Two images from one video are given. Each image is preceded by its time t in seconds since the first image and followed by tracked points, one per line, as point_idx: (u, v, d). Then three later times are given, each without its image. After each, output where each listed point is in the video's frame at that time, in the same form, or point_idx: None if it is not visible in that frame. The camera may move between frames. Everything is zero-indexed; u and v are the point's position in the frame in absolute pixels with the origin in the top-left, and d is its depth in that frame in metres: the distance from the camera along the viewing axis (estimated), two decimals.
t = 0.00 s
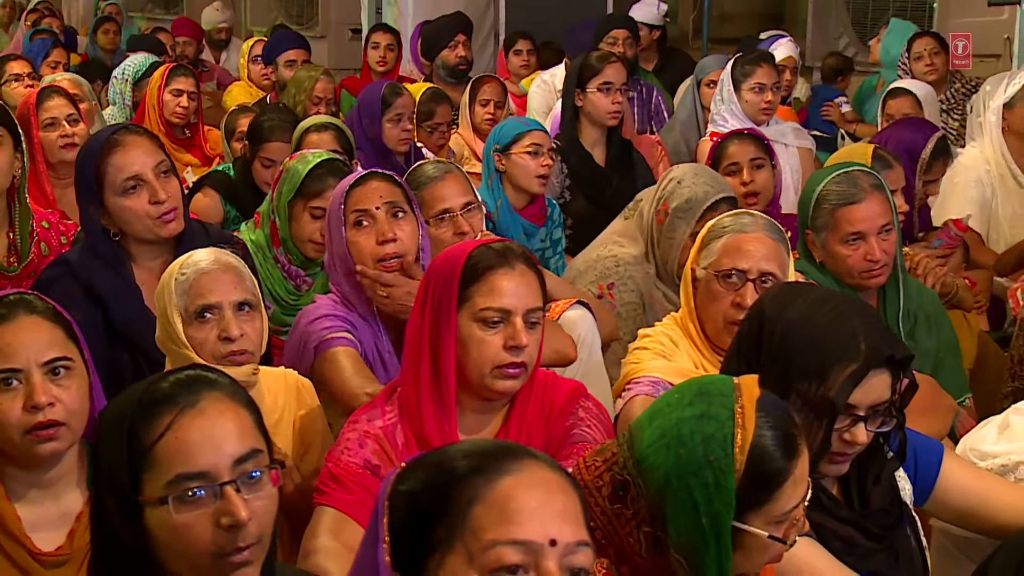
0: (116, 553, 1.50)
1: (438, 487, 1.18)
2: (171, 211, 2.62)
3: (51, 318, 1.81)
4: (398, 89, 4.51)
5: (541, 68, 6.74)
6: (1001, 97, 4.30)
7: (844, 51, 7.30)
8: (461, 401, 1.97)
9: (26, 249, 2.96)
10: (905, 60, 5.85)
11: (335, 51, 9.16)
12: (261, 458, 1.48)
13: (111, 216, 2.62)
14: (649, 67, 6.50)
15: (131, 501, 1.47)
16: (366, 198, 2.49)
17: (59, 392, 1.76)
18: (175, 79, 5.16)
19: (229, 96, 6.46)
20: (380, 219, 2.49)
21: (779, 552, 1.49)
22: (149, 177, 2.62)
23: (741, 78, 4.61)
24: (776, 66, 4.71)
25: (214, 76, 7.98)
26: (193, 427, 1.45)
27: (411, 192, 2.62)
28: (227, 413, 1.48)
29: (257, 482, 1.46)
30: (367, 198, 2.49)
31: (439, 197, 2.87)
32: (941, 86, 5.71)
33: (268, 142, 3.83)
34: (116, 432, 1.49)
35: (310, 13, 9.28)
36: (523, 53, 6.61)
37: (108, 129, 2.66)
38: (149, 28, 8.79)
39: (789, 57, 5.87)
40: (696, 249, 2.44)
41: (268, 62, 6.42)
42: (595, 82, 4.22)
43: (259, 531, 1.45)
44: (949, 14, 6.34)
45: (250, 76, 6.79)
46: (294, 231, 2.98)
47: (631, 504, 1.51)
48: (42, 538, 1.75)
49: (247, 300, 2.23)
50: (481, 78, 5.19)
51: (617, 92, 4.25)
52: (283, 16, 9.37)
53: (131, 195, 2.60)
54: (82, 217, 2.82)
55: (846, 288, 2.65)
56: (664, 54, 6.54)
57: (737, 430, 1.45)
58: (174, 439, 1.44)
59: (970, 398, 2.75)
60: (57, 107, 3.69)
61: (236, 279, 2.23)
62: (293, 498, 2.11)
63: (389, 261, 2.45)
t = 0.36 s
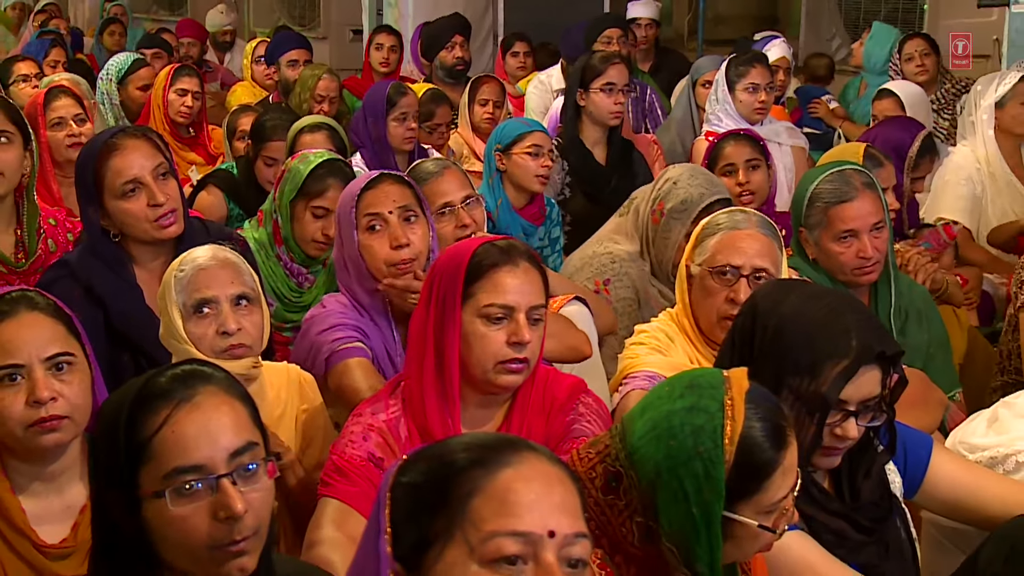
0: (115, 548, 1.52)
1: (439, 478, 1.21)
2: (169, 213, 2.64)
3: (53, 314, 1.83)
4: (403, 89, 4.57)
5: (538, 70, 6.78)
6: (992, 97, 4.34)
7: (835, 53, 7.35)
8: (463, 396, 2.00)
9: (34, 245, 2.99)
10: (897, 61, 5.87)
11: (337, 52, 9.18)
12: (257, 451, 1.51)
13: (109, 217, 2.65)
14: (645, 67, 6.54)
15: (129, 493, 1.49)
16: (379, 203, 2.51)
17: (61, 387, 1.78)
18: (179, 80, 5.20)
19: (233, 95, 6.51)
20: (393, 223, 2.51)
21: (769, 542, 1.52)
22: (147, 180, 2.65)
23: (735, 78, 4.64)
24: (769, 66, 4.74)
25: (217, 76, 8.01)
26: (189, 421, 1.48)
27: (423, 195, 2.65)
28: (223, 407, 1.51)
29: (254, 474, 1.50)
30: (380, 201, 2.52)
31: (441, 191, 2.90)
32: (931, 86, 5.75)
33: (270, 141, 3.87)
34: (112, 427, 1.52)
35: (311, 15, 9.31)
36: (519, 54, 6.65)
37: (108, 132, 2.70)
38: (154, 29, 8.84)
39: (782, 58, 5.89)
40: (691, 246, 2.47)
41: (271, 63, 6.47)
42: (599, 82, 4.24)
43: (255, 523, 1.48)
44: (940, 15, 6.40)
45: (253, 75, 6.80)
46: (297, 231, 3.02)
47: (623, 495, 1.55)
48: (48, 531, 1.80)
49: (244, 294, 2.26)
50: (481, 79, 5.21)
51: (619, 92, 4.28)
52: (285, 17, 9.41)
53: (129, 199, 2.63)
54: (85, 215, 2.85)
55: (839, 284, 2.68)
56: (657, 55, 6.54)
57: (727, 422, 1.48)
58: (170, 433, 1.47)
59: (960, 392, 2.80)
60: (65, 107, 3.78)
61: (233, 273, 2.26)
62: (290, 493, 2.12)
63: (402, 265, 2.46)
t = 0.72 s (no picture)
0: (129, 532, 1.57)
1: (438, 468, 1.22)
2: (180, 209, 2.69)
3: (58, 308, 1.85)
4: (410, 89, 4.56)
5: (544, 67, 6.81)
6: (981, 93, 4.52)
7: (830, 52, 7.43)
8: (466, 388, 2.04)
9: (47, 245, 3.07)
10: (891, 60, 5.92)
11: (341, 51, 9.22)
12: (271, 441, 1.55)
13: (122, 212, 2.69)
14: (643, 66, 6.59)
15: (145, 482, 1.53)
16: (405, 198, 2.52)
17: (67, 379, 1.81)
18: (186, 77, 5.21)
19: (239, 94, 6.57)
20: (418, 220, 2.52)
21: (763, 533, 1.56)
22: (158, 176, 2.70)
23: (730, 77, 4.67)
24: (765, 66, 4.76)
25: (223, 74, 8.02)
26: (205, 412, 1.51)
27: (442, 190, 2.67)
28: (238, 398, 1.54)
29: (269, 463, 1.53)
30: (405, 197, 2.53)
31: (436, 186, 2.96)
32: (924, 85, 5.76)
33: (274, 139, 3.92)
34: (127, 417, 1.55)
35: (316, 14, 9.35)
36: (526, 52, 6.68)
37: (118, 130, 2.74)
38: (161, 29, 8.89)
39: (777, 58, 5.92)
40: (689, 243, 2.50)
41: (276, 61, 6.52)
42: (602, 82, 4.29)
43: (270, 510, 1.52)
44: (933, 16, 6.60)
45: (260, 75, 6.73)
46: (302, 227, 3.06)
47: (620, 486, 1.58)
48: (56, 521, 1.82)
49: (243, 286, 2.29)
50: (483, 77, 5.25)
51: (622, 93, 4.33)
52: (290, 17, 9.45)
53: (141, 193, 2.68)
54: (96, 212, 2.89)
55: (834, 280, 2.72)
56: (658, 54, 6.60)
57: (722, 415, 1.51)
58: (187, 423, 1.50)
59: (952, 385, 2.82)
60: (74, 106, 3.82)
61: (233, 266, 2.30)
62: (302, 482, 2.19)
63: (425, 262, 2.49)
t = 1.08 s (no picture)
0: (148, 525, 1.56)
1: (442, 460, 1.26)
2: (193, 203, 2.74)
3: (69, 304, 1.89)
4: (413, 89, 4.60)
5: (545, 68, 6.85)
6: (969, 94, 4.59)
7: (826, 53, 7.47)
8: (466, 383, 2.07)
9: (56, 242, 3.13)
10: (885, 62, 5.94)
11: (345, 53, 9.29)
12: (292, 434, 1.59)
13: (136, 208, 2.72)
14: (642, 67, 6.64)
15: (169, 472, 1.53)
16: (421, 191, 2.58)
17: (78, 373, 1.84)
18: (193, 78, 5.34)
19: (245, 95, 6.68)
20: (432, 213, 2.58)
21: (761, 526, 1.60)
22: (172, 170, 2.74)
23: (729, 78, 4.70)
24: (762, 66, 4.79)
25: (230, 75, 8.04)
26: (230, 403, 1.54)
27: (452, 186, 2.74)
28: (260, 391, 1.58)
29: (290, 455, 1.57)
30: (418, 190, 2.59)
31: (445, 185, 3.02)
32: (918, 86, 5.81)
33: (280, 138, 3.95)
34: (150, 408, 1.56)
35: (321, 16, 9.42)
36: (528, 52, 6.73)
37: (134, 125, 2.78)
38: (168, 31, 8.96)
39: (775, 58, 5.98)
40: (687, 241, 2.54)
41: (282, 62, 6.57)
42: (598, 83, 4.30)
43: (291, 501, 1.56)
44: (927, 19, 6.80)
45: (266, 76, 6.84)
46: (307, 225, 3.10)
47: (621, 478, 1.62)
48: (66, 513, 1.88)
49: (243, 281, 2.32)
50: (484, 78, 5.28)
51: (618, 93, 4.35)
52: (295, 19, 9.52)
53: (156, 187, 2.72)
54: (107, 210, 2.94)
55: (830, 277, 2.75)
56: (655, 56, 6.63)
57: (720, 409, 1.55)
58: (212, 415, 1.53)
59: (946, 380, 2.86)
60: (83, 106, 3.85)
61: (232, 263, 2.34)
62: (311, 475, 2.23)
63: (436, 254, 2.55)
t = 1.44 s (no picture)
0: (168, 519, 1.58)
1: (443, 451, 1.29)
2: (193, 201, 2.77)
3: (73, 298, 1.91)
4: (406, 84, 4.61)
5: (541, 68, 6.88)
6: (962, 91, 4.65)
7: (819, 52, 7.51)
8: (466, 376, 2.11)
9: (56, 233, 3.28)
10: (877, 61, 5.96)
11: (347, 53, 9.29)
12: (308, 422, 1.62)
13: (139, 206, 2.75)
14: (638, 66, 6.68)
15: (190, 461, 1.56)
16: (423, 175, 2.65)
17: (83, 367, 1.87)
18: (197, 77, 5.41)
19: (248, 93, 6.71)
20: (434, 197, 2.65)
21: (755, 515, 1.63)
22: (174, 169, 2.78)
23: (723, 77, 4.73)
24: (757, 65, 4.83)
25: (234, 74, 8.05)
26: (250, 392, 1.58)
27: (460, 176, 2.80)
28: (275, 380, 1.61)
29: (307, 442, 1.61)
30: (422, 175, 2.66)
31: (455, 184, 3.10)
32: (910, 85, 5.81)
33: (283, 136, 3.98)
34: (169, 398, 1.58)
35: (323, 15, 9.46)
36: (522, 53, 6.75)
37: (136, 124, 2.82)
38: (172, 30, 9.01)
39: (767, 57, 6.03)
40: (685, 236, 2.57)
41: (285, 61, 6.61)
42: (593, 81, 4.37)
43: (308, 488, 1.59)
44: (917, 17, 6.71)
45: (268, 74, 6.87)
46: (312, 222, 3.12)
47: (618, 469, 1.65)
48: (72, 504, 1.90)
49: (246, 277, 2.36)
50: (484, 76, 5.32)
51: (612, 92, 4.41)
52: (298, 18, 9.58)
53: (157, 186, 2.75)
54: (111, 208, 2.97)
55: (824, 271, 2.78)
56: (650, 54, 6.69)
57: (716, 400, 1.58)
58: (232, 403, 1.56)
59: (937, 374, 2.93)
60: (88, 104, 3.88)
61: (235, 258, 2.37)
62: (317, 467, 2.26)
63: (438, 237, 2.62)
